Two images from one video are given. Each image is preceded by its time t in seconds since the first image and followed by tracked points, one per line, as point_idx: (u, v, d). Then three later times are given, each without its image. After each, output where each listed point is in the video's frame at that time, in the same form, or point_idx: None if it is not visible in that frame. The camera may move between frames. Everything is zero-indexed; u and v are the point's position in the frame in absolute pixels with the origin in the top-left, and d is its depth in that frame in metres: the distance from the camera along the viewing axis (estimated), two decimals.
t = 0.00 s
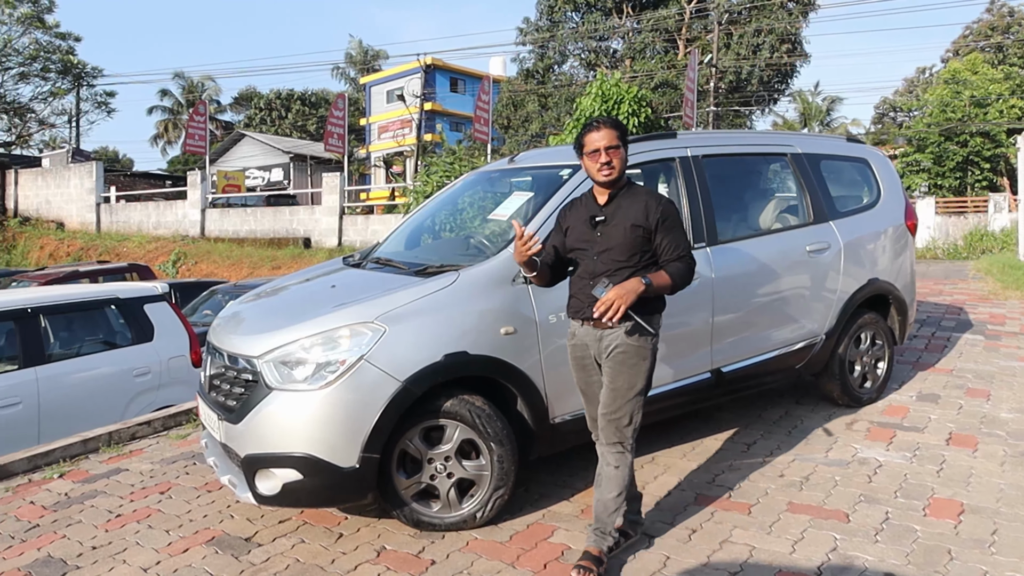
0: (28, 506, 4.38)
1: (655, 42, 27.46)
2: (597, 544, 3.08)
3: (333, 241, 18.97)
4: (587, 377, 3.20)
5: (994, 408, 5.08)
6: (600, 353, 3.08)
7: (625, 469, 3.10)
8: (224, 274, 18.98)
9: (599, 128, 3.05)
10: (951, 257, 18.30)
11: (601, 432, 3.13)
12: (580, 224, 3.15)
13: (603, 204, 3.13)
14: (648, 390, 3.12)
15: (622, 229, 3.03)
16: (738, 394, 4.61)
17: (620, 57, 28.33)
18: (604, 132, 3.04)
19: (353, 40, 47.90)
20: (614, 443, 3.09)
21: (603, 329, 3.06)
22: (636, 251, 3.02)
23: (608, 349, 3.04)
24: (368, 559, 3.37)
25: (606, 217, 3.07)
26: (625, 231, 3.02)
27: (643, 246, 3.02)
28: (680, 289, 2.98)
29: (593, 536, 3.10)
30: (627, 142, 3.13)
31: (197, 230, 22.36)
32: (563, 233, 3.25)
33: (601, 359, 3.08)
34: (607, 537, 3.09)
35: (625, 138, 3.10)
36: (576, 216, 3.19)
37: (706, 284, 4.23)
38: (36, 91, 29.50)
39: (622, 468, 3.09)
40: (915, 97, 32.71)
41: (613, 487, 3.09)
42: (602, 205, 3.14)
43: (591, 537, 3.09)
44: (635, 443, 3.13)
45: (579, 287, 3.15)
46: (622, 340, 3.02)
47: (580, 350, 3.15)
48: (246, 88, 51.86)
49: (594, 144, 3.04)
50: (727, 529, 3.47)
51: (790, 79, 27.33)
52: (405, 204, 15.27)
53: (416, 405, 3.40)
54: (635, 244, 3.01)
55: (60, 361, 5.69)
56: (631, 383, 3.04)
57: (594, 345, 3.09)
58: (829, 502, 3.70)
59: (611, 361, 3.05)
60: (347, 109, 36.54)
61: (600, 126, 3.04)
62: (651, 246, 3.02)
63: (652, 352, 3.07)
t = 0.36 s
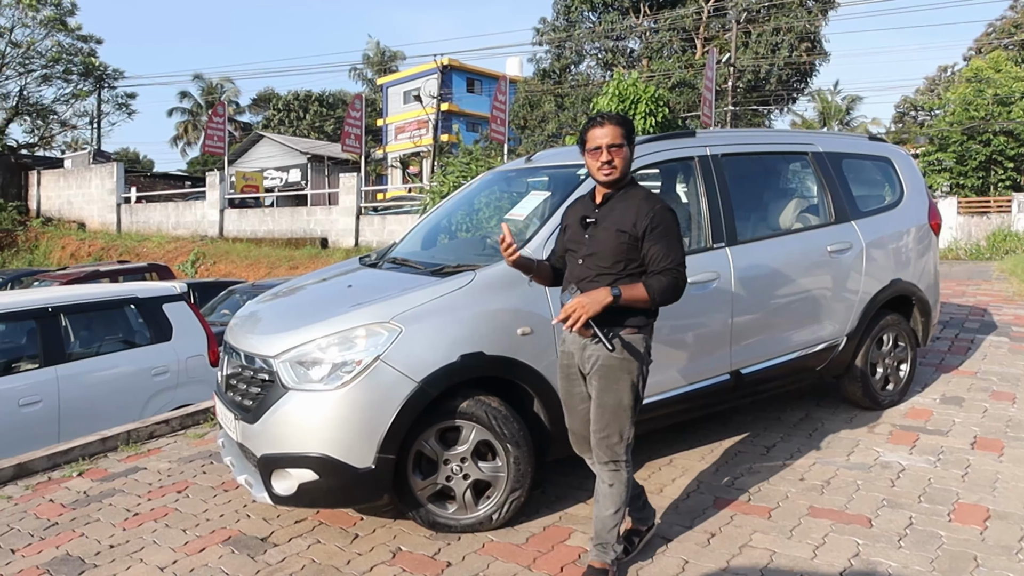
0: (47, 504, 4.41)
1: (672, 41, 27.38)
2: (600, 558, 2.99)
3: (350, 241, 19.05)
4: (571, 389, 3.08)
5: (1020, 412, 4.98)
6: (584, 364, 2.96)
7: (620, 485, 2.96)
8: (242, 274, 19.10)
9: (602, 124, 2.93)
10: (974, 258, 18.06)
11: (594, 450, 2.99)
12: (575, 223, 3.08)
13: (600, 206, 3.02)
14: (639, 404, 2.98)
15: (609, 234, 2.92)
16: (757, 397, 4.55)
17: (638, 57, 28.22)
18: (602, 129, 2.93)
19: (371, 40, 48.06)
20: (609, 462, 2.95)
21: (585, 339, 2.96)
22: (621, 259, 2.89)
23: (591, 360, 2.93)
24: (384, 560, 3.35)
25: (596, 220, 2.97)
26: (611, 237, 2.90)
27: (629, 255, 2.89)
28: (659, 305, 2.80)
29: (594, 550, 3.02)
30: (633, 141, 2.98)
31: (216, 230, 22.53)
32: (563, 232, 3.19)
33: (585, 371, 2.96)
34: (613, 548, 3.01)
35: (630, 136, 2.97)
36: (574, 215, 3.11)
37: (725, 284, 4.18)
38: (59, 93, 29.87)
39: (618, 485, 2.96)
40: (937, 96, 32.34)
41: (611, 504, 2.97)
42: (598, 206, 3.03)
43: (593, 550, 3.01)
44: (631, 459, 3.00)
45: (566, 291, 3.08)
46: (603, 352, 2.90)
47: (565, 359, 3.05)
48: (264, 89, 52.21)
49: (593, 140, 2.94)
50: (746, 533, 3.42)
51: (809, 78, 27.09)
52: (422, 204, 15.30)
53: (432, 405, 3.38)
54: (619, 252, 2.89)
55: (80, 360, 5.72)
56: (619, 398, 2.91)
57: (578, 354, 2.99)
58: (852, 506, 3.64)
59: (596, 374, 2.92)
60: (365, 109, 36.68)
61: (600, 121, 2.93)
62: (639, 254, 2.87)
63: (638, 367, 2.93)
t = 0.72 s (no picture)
0: (49, 508, 4.40)
1: (677, 45, 27.41)
2: (603, 565, 2.97)
3: (354, 245, 19.06)
4: (539, 398, 3.01)
5: None
6: (568, 374, 2.90)
7: (617, 494, 2.93)
8: (247, 278, 19.13)
9: (585, 123, 2.92)
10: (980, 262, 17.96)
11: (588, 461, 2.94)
12: (557, 227, 3.04)
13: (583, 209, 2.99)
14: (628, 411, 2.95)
15: (595, 237, 2.89)
16: (762, 402, 4.53)
17: (642, 61, 28.19)
18: (586, 129, 2.91)
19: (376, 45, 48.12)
20: (606, 472, 2.91)
21: (569, 346, 2.90)
22: (607, 264, 2.87)
23: (575, 367, 2.88)
24: (385, 566, 3.33)
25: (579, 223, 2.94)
26: (598, 240, 2.87)
27: (616, 259, 2.86)
28: (649, 309, 2.77)
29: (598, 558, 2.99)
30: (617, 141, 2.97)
31: (221, 234, 22.57)
32: (542, 235, 3.14)
33: (568, 379, 2.91)
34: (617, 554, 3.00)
35: (614, 136, 2.96)
36: (554, 218, 3.07)
37: (730, 287, 4.16)
38: (65, 97, 30.00)
39: (618, 494, 2.92)
40: (942, 100, 32.24)
41: (612, 513, 2.93)
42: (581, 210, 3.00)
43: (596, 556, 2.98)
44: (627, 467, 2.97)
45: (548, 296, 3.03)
46: (592, 360, 2.85)
47: (542, 368, 2.98)
48: (270, 93, 52.35)
49: (577, 140, 2.93)
50: (751, 539, 3.40)
51: (814, 82, 27.03)
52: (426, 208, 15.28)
53: (434, 410, 3.37)
54: (605, 255, 2.86)
55: (83, 362, 5.72)
56: (609, 407, 2.86)
57: (560, 362, 2.92)
58: (857, 512, 3.61)
59: (582, 384, 2.87)
60: (370, 113, 36.74)
61: (583, 120, 2.91)
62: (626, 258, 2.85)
63: (626, 374, 2.89)
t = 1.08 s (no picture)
0: (54, 509, 4.41)
1: (680, 47, 27.40)
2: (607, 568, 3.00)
3: (358, 247, 19.09)
4: (501, 413, 2.94)
5: None
6: (541, 385, 2.87)
7: (608, 499, 2.96)
8: (251, 280, 19.16)
9: (548, 131, 2.91)
10: (984, 264, 17.92)
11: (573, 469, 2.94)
12: (517, 235, 2.92)
13: (542, 216, 2.94)
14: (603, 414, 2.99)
15: (565, 244, 2.86)
16: (767, 405, 4.52)
17: (645, 63, 28.18)
18: (553, 137, 2.91)
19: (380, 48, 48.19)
20: (595, 479, 2.93)
21: (543, 355, 2.86)
22: (581, 270, 2.86)
23: (552, 378, 2.85)
24: (390, 568, 3.33)
25: (547, 230, 2.89)
26: (570, 247, 2.85)
27: (589, 265, 2.88)
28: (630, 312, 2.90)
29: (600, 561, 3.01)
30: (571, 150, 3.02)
31: (225, 236, 22.62)
32: (492, 243, 2.98)
33: (539, 390, 2.88)
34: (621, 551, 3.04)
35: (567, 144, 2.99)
36: (510, 226, 2.95)
37: (734, 290, 4.16)
38: (70, 100, 30.09)
39: (608, 499, 2.95)
40: (946, 102, 32.19)
41: (607, 516, 2.95)
42: (541, 217, 2.94)
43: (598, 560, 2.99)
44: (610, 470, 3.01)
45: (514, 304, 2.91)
46: (569, 367, 2.85)
47: (508, 383, 2.90)
48: (274, 96, 52.47)
49: (542, 147, 2.90)
50: (756, 542, 3.39)
51: (818, 84, 26.99)
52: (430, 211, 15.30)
53: (439, 412, 3.38)
54: (581, 262, 2.86)
55: (88, 365, 5.73)
56: (591, 411, 2.87)
57: (530, 375, 2.87)
58: (863, 516, 3.60)
59: (560, 393, 2.86)
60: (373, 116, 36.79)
61: (549, 129, 2.91)
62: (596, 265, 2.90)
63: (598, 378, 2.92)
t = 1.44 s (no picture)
0: (86, 507, 4.48)
1: (703, 47, 27.25)
2: (597, 558, 3.00)
3: (381, 249, 19.20)
4: (486, 416, 2.95)
5: None
6: (520, 380, 2.92)
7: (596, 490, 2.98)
8: (275, 281, 19.33)
9: (506, 132, 2.92)
10: (1015, 266, 17.60)
11: (556, 463, 2.97)
12: (480, 237, 2.91)
13: (502, 217, 2.95)
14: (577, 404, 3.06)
15: (530, 244, 2.92)
16: (796, 407, 4.48)
17: (667, 64, 28.05)
18: (511, 138, 2.93)
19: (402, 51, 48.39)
20: (580, 469, 2.96)
21: (519, 352, 2.92)
22: (544, 268, 2.95)
23: (531, 372, 2.92)
24: (416, 568, 3.34)
25: (510, 232, 2.92)
26: (534, 247, 2.92)
27: (552, 263, 2.98)
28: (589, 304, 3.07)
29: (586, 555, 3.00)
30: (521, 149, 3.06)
31: (250, 238, 22.85)
32: (449, 245, 2.93)
33: (519, 385, 2.94)
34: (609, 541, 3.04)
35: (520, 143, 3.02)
36: (471, 228, 2.93)
37: (761, 292, 4.12)
38: (98, 104, 30.54)
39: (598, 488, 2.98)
40: (975, 101, 31.69)
41: (594, 505, 2.96)
42: (500, 218, 2.95)
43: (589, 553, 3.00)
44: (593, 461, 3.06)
45: (482, 306, 2.91)
46: (543, 358, 2.93)
47: (487, 385, 2.92)
48: (297, 99, 52.89)
49: (502, 149, 2.91)
50: (783, 546, 3.36)
51: (843, 83, 26.64)
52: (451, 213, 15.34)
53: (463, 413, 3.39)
54: (546, 261, 2.95)
55: (117, 365, 5.81)
56: (567, 397, 2.96)
57: (508, 373, 2.91)
58: (892, 520, 3.55)
59: (539, 384, 2.93)
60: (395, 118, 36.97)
61: (508, 130, 2.92)
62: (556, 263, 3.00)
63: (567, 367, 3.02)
